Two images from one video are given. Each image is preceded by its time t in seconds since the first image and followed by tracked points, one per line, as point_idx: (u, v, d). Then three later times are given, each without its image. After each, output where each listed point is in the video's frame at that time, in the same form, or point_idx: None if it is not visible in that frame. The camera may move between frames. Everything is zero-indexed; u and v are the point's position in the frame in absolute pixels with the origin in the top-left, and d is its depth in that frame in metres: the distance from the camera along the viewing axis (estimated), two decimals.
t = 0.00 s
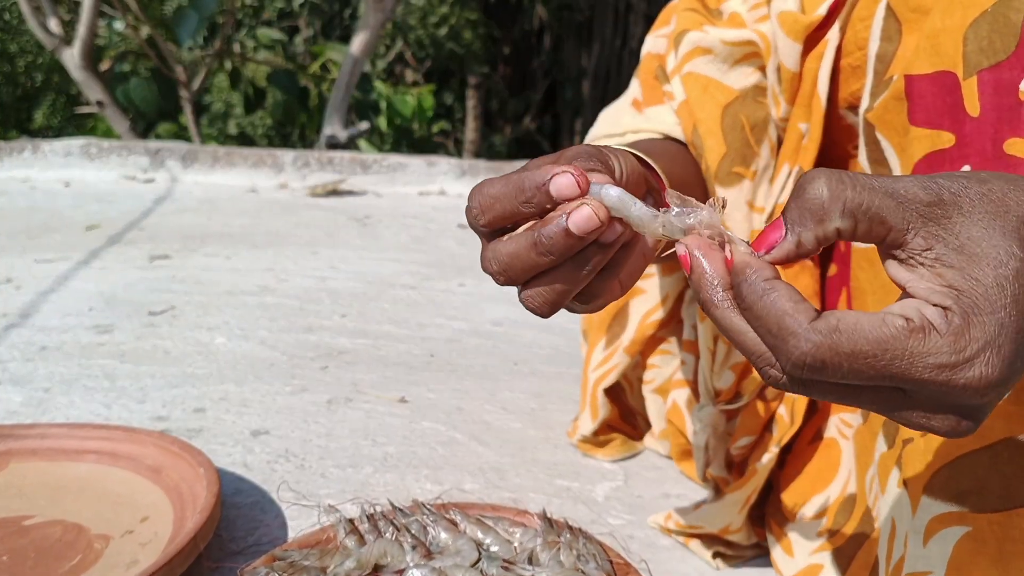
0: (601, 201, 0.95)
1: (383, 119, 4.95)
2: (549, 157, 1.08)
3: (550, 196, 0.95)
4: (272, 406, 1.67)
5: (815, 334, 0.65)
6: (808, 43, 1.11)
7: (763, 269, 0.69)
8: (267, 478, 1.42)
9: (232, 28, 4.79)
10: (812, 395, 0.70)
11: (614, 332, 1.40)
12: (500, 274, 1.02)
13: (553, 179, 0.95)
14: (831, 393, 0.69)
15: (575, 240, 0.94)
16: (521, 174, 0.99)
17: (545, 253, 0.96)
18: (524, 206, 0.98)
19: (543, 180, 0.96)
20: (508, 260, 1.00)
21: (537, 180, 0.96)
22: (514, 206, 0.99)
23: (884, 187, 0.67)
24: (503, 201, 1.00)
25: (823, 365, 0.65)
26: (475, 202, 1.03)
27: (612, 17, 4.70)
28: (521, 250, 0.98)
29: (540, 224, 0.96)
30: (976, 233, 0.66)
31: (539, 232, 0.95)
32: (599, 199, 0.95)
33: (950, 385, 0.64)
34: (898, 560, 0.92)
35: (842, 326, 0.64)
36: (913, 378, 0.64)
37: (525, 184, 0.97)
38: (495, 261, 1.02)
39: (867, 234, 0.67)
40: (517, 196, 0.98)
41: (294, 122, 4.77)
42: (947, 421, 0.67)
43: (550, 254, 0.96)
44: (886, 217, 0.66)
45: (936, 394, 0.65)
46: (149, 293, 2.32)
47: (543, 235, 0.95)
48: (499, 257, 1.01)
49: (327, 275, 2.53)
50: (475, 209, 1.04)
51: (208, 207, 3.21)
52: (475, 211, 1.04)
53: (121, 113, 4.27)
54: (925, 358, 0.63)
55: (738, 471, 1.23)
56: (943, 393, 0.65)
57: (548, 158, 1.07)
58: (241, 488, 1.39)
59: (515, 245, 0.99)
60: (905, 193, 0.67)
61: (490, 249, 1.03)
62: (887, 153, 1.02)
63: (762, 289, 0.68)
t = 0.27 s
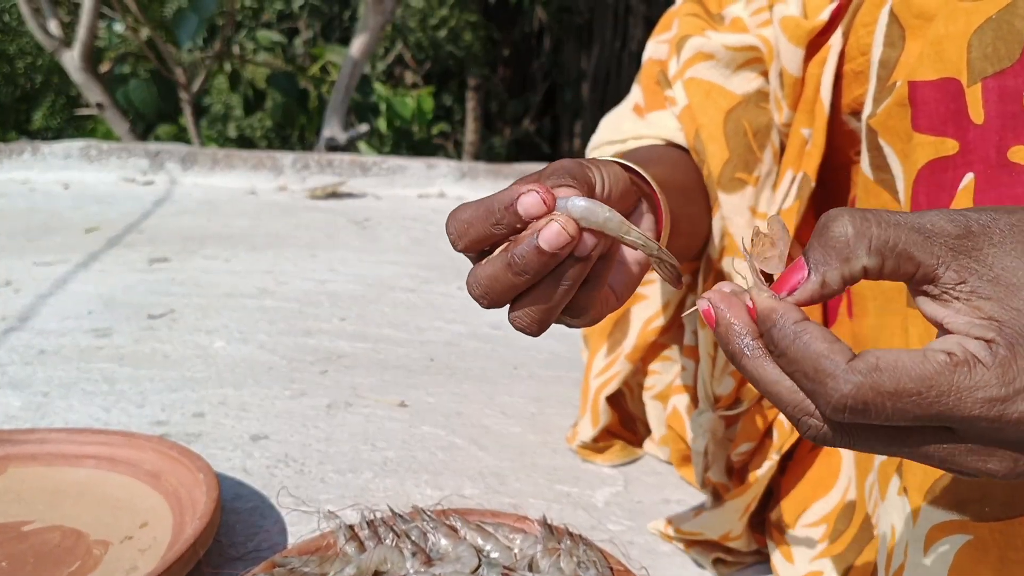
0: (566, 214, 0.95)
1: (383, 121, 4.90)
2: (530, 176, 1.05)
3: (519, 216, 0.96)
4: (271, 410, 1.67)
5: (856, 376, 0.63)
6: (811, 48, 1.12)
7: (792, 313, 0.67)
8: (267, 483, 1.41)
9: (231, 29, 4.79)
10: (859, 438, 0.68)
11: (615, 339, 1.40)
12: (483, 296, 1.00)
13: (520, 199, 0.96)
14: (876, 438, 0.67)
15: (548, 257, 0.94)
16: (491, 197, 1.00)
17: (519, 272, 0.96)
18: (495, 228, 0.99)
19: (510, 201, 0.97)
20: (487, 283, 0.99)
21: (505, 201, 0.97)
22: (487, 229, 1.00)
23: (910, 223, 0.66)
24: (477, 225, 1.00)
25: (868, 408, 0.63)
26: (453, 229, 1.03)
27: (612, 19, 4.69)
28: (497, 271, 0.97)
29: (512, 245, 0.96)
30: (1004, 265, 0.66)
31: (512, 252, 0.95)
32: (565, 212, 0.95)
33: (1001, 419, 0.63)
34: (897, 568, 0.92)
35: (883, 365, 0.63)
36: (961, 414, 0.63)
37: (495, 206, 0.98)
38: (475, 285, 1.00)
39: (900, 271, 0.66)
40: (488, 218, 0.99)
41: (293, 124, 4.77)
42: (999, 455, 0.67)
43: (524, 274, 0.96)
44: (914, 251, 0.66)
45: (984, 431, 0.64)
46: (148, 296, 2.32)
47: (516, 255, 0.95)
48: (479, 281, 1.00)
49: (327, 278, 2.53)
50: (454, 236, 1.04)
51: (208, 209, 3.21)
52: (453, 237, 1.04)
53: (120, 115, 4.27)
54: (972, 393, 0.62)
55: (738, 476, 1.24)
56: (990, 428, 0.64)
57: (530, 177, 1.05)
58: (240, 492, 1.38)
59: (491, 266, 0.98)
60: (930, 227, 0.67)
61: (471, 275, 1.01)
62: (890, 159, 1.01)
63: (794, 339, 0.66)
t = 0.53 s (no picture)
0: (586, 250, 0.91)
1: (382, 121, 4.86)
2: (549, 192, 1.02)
3: (540, 246, 0.91)
4: (270, 410, 1.67)
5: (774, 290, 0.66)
6: (810, 48, 1.12)
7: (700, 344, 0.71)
8: (265, 482, 1.42)
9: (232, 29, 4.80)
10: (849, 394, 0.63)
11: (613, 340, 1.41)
12: (497, 321, 0.98)
13: (543, 229, 0.90)
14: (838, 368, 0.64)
15: (568, 291, 0.90)
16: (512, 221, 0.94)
17: (538, 303, 0.93)
18: (515, 254, 0.94)
19: (532, 230, 0.92)
20: (502, 309, 0.96)
21: (527, 230, 0.92)
22: (505, 254, 0.95)
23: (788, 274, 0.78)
24: (495, 249, 0.96)
25: (793, 305, 0.65)
26: (469, 249, 0.99)
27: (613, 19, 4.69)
28: (515, 299, 0.94)
29: (532, 273, 0.92)
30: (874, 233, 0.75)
31: (531, 283, 0.92)
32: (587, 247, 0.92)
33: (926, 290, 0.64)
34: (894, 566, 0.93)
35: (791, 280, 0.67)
36: (891, 297, 0.64)
37: (515, 233, 0.93)
38: (489, 309, 0.97)
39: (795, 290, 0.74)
40: (506, 244, 0.94)
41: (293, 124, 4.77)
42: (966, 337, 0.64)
43: (543, 305, 0.93)
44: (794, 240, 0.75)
45: (925, 314, 0.64)
46: (148, 295, 2.32)
47: (536, 286, 0.91)
48: (494, 305, 0.97)
49: (326, 277, 2.53)
50: (468, 255, 1.00)
51: (207, 208, 3.22)
52: (468, 256, 1.00)
53: (120, 114, 4.27)
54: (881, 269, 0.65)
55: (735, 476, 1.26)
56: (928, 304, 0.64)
57: (547, 191, 1.02)
58: (238, 491, 1.39)
59: (509, 293, 0.95)
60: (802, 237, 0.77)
61: (486, 295, 0.98)
62: (889, 160, 1.01)
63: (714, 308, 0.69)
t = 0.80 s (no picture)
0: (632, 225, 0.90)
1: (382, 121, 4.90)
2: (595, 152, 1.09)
3: (583, 209, 0.93)
4: (270, 410, 1.67)
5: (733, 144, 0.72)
6: (807, 50, 1.11)
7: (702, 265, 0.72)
8: (264, 482, 1.42)
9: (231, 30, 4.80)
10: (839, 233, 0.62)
11: (611, 341, 1.41)
12: (516, 267, 1.02)
13: (590, 195, 0.92)
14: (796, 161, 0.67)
15: (600, 261, 0.91)
16: (561, 177, 0.97)
17: (567, 263, 0.95)
18: (555, 209, 0.97)
19: (580, 192, 0.94)
20: (528, 258, 0.99)
21: (574, 191, 0.94)
22: (545, 206, 0.98)
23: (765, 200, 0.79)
24: (535, 197, 0.99)
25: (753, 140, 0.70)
26: (505, 185, 1.03)
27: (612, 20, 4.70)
28: (545, 251, 0.97)
29: (569, 232, 0.94)
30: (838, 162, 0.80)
31: (567, 242, 0.94)
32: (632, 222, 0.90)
33: (869, 108, 0.68)
34: (890, 568, 0.93)
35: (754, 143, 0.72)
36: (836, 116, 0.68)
37: (562, 190, 0.95)
38: (514, 253, 1.01)
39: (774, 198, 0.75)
40: (549, 197, 0.97)
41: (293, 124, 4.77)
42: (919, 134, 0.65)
43: (572, 266, 0.94)
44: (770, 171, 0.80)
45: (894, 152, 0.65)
46: (147, 296, 2.32)
47: (570, 247, 0.93)
48: (519, 251, 1.00)
49: (325, 278, 2.53)
50: (503, 193, 1.04)
51: (207, 209, 3.22)
52: (502, 193, 1.04)
53: (120, 115, 4.27)
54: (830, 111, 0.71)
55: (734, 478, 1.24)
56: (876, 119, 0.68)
57: (593, 151, 1.09)
58: (237, 491, 1.39)
59: (541, 244, 0.97)
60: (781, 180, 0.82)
61: (515, 237, 1.02)
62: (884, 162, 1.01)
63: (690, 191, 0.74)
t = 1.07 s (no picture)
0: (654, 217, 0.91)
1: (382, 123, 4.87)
2: (615, 143, 1.11)
3: (605, 193, 0.94)
4: (270, 413, 1.67)
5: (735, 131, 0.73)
6: (807, 57, 1.13)
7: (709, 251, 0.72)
8: (265, 486, 1.42)
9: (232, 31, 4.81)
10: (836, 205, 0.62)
11: (611, 344, 1.41)
12: (532, 239, 1.02)
13: (616, 180, 0.94)
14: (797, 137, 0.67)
15: (619, 247, 0.92)
16: (584, 159, 0.98)
17: (585, 244, 0.95)
18: (575, 189, 0.97)
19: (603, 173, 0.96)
20: (545, 232, 0.99)
21: (598, 174, 0.95)
22: (565, 184, 0.98)
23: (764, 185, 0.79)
24: (555, 174, 1.00)
25: (752, 124, 0.71)
26: (526, 158, 1.03)
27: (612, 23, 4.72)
28: (564, 228, 0.97)
29: (591, 215, 0.95)
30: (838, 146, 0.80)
31: (589, 223, 0.94)
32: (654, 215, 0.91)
33: (864, 87, 0.69)
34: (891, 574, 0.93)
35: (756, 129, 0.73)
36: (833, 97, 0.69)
37: (586, 171, 0.97)
38: (533, 226, 1.01)
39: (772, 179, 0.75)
40: (571, 176, 0.98)
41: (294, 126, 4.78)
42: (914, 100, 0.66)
43: (589, 248, 0.94)
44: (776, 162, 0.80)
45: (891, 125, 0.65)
46: (147, 298, 2.32)
47: (591, 228, 0.93)
48: (538, 225, 1.00)
49: (325, 280, 2.53)
50: (522, 167, 1.04)
51: (207, 211, 3.22)
52: (522, 166, 1.04)
53: (120, 117, 4.27)
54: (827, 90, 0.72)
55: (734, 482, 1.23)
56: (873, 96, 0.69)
57: (615, 141, 1.11)
58: (238, 495, 1.39)
59: (560, 221, 0.98)
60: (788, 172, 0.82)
61: (534, 212, 1.02)
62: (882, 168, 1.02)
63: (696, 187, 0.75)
